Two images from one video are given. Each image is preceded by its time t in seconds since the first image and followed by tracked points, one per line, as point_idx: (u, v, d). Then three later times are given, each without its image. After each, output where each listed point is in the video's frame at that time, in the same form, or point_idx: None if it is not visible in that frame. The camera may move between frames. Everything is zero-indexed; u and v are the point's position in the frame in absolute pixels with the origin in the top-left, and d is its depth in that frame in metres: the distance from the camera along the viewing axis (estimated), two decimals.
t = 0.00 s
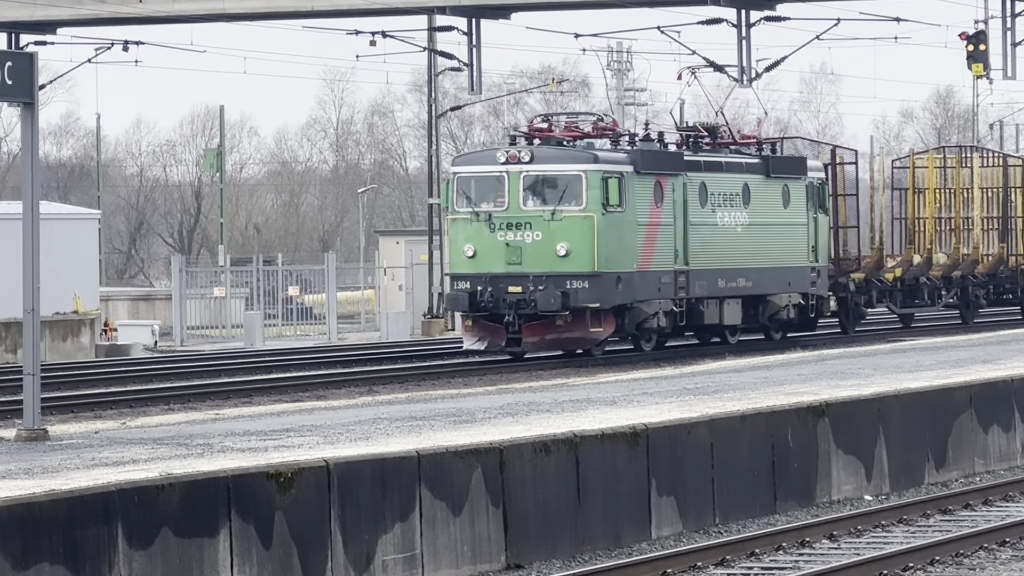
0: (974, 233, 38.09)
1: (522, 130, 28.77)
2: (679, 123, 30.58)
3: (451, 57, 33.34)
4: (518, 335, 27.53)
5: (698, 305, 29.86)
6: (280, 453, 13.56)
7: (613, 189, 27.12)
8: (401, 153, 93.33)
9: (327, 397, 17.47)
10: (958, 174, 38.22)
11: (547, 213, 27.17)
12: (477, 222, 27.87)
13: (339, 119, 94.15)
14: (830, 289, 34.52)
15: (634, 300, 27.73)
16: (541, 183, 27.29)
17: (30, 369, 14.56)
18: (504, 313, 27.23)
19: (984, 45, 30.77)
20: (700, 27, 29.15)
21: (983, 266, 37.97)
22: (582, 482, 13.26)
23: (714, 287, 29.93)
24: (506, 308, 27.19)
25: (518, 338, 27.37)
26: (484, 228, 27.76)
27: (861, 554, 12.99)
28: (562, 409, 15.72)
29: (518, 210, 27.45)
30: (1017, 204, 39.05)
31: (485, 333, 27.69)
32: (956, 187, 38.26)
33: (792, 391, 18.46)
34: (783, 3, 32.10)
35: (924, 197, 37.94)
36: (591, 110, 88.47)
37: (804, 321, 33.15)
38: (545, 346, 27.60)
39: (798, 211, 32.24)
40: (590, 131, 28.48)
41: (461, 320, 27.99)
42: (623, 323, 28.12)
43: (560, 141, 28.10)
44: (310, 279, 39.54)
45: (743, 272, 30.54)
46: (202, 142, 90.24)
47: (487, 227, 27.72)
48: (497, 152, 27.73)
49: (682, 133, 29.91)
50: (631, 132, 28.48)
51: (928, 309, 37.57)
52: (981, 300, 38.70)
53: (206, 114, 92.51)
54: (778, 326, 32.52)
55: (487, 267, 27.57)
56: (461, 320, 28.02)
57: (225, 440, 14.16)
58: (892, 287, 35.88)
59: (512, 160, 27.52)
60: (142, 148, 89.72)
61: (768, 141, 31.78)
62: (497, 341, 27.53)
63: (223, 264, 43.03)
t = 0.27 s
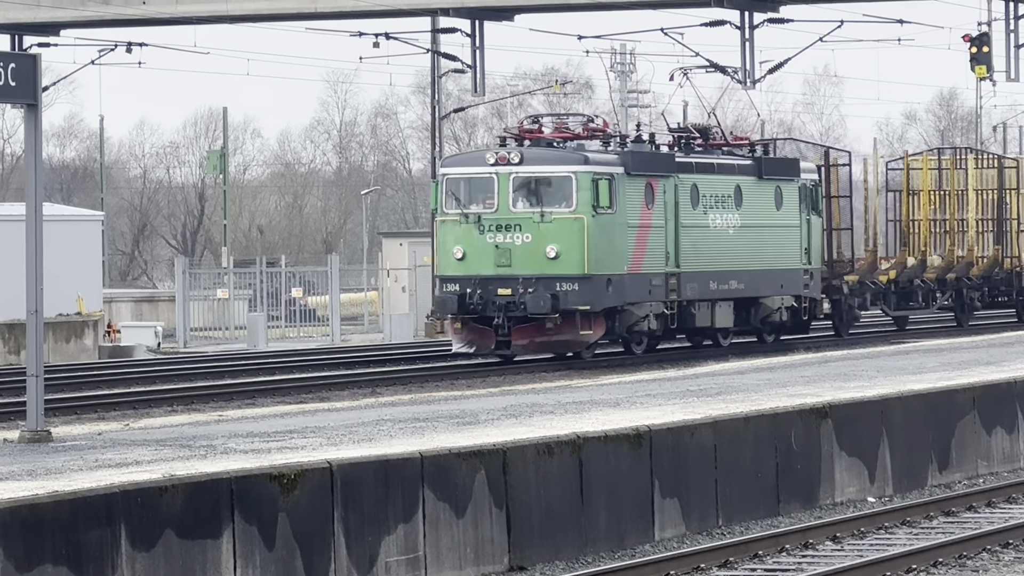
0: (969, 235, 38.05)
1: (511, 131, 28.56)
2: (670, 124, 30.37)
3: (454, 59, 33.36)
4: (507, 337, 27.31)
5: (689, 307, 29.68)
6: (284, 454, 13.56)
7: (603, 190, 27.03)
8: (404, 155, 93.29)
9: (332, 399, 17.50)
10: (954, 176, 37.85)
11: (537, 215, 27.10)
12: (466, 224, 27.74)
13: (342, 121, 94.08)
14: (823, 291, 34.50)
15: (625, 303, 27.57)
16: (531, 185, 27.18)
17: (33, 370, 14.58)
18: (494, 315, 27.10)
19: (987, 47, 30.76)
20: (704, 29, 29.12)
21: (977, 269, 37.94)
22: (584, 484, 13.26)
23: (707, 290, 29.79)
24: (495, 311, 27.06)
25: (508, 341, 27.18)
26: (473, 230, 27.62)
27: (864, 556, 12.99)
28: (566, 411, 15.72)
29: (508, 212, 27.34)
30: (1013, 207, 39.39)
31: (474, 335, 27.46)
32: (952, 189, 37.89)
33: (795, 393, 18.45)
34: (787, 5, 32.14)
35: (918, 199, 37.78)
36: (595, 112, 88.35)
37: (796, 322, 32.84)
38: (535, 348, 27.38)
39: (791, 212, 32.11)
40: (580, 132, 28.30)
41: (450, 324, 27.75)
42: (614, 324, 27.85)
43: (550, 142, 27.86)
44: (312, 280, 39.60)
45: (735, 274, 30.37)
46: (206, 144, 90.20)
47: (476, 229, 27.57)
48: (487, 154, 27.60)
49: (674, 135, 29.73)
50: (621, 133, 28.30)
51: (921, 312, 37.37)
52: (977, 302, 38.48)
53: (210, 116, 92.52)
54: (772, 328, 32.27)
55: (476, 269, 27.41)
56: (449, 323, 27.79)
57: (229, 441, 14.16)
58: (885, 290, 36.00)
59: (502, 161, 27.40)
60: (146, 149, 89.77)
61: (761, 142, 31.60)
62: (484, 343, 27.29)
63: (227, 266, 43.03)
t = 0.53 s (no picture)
0: (964, 236, 37.98)
1: (501, 131, 28.23)
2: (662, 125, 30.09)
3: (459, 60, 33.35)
4: (496, 339, 27.14)
5: (680, 310, 29.33)
6: (288, 455, 13.56)
7: (594, 191, 26.70)
8: (409, 156, 92.64)
9: (336, 401, 17.53)
10: (949, 177, 38.13)
11: (527, 216, 26.79)
12: (456, 225, 27.46)
13: (346, 121, 93.44)
14: (817, 294, 34.38)
15: (616, 304, 27.30)
16: (520, 186, 26.87)
17: (37, 371, 14.56)
18: (484, 317, 26.87)
19: (991, 48, 30.76)
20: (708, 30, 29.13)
21: (973, 270, 37.89)
22: (588, 485, 13.27)
23: (698, 292, 29.45)
24: (485, 313, 26.83)
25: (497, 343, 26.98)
26: (462, 231, 27.34)
27: (868, 557, 12.99)
28: (570, 412, 15.73)
29: (498, 213, 27.05)
30: (1009, 208, 39.04)
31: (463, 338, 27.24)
32: (947, 190, 38.12)
33: (799, 394, 18.46)
34: (791, 6, 32.16)
35: (913, 200, 37.91)
36: (599, 113, 88.23)
37: (789, 324, 32.79)
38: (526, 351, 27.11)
39: (785, 213, 31.91)
40: (571, 133, 28.02)
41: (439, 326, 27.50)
42: (605, 327, 27.56)
43: (540, 143, 27.55)
44: (316, 281, 39.04)
45: (727, 275, 30.13)
46: (210, 145, 90.10)
47: (466, 230, 27.29)
48: (476, 154, 27.29)
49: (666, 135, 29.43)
50: (613, 134, 28.02)
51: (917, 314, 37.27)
52: (972, 304, 38.40)
53: (214, 117, 92.50)
54: (764, 331, 32.22)
55: (466, 270, 27.17)
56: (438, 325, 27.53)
57: (233, 442, 14.17)
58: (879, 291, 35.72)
59: (491, 162, 27.11)
60: (150, 150, 89.76)
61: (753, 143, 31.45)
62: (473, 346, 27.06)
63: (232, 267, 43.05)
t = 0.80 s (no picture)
0: (960, 238, 37.92)
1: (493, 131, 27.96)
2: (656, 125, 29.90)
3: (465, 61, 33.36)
4: (489, 340, 26.91)
5: (673, 311, 29.18)
6: (293, 456, 13.56)
7: (587, 191, 26.53)
8: (414, 157, 92.01)
9: (342, 402, 17.55)
10: (945, 178, 38.07)
11: (518, 216, 26.58)
12: (447, 226, 27.24)
13: (352, 122, 93.36)
14: (812, 295, 34.33)
15: (608, 305, 27.11)
16: (512, 187, 26.66)
17: (43, 371, 14.57)
18: (475, 319, 26.65)
19: (997, 50, 30.75)
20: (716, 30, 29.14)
21: (970, 272, 37.83)
22: (594, 486, 13.26)
23: (692, 293, 29.33)
24: (476, 315, 26.61)
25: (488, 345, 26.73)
26: (454, 232, 27.13)
27: (874, 558, 12.99)
28: (576, 413, 15.74)
29: (489, 213, 26.84)
30: (1006, 209, 39.04)
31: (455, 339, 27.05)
32: (944, 191, 38.06)
33: (805, 394, 18.46)
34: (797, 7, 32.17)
35: (909, 201, 38.01)
36: (605, 114, 88.17)
37: (786, 326, 32.82)
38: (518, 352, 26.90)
39: (780, 214, 31.68)
40: (564, 133, 27.74)
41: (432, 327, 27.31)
42: (597, 328, 27.49)
43: (533, 143, 27.31)
44: (322, 281, 39.22)
45: (721, 276, 29.99)
46: (216, 147, 89.95)
47: (457, 231, 27.08)
48: (468, 154, 27.04)
49: (660, 135, 29.23)
50: (606, 134, 27.77)
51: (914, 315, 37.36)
52: (969, 306, 38.34)
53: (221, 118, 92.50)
54: (759, 332, 32.11)
55: (456, 271, 26.96)
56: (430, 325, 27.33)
57: (238, 443, 14.18)
58: (877, 292, 35.98)
59: (483, 163, 26.87)
60: (155, 151, 89.76)
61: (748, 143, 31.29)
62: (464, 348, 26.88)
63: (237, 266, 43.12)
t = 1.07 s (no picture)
0: (958, 238, 37.88)
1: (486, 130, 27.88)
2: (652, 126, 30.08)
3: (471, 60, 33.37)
4: (480, 342, 26.76)
5: (667, 313, 29.20)
6: (300, 456, 13.55)
7: (579, 192, 26.41)
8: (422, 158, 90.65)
9: (349, 403, 17.56)
10: (944, 178, 38.04)
11: (511, 217, 26.43)
12: (439, 226, 27.07)
13: (358, 121, 91.77)
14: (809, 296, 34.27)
15: (601, 306, 27.02)
16: (504, 187, 26.52)
17: (49, 372, 14.57)
18: (466, 320, 26.49)
19: (1004, 50, 30.75)
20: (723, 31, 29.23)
21: (967, 272, 37.75)
22: (601, 486, 13.27)
23: (686, 293, 29.26)
24: (468, 316, 26.45)
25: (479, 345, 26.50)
26: (445, 232, 26.96)
27: (880, 558, 12.99)
28: (583, 413, 15.74)
29: (481, 214, 26.68)
30: (1005, 209, 39.02)
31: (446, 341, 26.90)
32: (942, 191, 38.04)
33: (812, 395, 18.47)
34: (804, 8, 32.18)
35: (907, 201, 38.00)
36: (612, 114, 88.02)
37: (782, 328, 32.68)
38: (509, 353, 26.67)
39: (775, 215, 31.66)
40: (556, 132, 27.65)
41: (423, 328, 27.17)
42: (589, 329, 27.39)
43: (526, 143, 27.22)
44: (329, 281, 39.07)
45: (715, 277, 29.91)
46: (222, 146, 89.66)
47: (448, 231, 26.91)
48: (459, 154, 26.88)
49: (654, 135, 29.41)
50: (598, 134, 27.70)
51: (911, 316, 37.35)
52: (968, 306, 38.23)
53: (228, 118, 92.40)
54: (755, 334, 31.88)
55: (448, 272, 26.80)
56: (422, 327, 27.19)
57: (244, 443, 14.19)
58: (874, 294, 35.96)
59: (474, 162, 26.72)
60: (162, 151, 89.65)
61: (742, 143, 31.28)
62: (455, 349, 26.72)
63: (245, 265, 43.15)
